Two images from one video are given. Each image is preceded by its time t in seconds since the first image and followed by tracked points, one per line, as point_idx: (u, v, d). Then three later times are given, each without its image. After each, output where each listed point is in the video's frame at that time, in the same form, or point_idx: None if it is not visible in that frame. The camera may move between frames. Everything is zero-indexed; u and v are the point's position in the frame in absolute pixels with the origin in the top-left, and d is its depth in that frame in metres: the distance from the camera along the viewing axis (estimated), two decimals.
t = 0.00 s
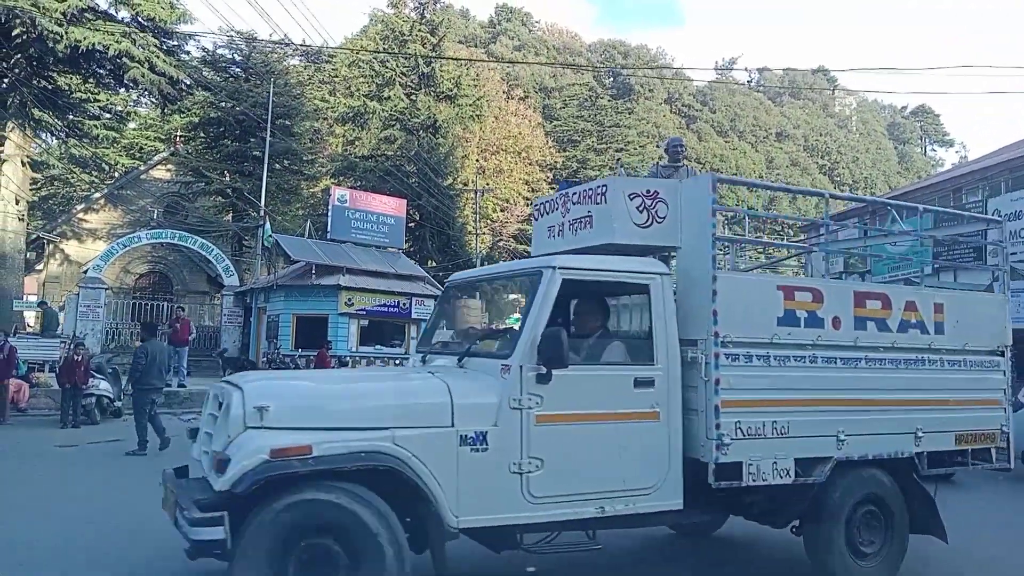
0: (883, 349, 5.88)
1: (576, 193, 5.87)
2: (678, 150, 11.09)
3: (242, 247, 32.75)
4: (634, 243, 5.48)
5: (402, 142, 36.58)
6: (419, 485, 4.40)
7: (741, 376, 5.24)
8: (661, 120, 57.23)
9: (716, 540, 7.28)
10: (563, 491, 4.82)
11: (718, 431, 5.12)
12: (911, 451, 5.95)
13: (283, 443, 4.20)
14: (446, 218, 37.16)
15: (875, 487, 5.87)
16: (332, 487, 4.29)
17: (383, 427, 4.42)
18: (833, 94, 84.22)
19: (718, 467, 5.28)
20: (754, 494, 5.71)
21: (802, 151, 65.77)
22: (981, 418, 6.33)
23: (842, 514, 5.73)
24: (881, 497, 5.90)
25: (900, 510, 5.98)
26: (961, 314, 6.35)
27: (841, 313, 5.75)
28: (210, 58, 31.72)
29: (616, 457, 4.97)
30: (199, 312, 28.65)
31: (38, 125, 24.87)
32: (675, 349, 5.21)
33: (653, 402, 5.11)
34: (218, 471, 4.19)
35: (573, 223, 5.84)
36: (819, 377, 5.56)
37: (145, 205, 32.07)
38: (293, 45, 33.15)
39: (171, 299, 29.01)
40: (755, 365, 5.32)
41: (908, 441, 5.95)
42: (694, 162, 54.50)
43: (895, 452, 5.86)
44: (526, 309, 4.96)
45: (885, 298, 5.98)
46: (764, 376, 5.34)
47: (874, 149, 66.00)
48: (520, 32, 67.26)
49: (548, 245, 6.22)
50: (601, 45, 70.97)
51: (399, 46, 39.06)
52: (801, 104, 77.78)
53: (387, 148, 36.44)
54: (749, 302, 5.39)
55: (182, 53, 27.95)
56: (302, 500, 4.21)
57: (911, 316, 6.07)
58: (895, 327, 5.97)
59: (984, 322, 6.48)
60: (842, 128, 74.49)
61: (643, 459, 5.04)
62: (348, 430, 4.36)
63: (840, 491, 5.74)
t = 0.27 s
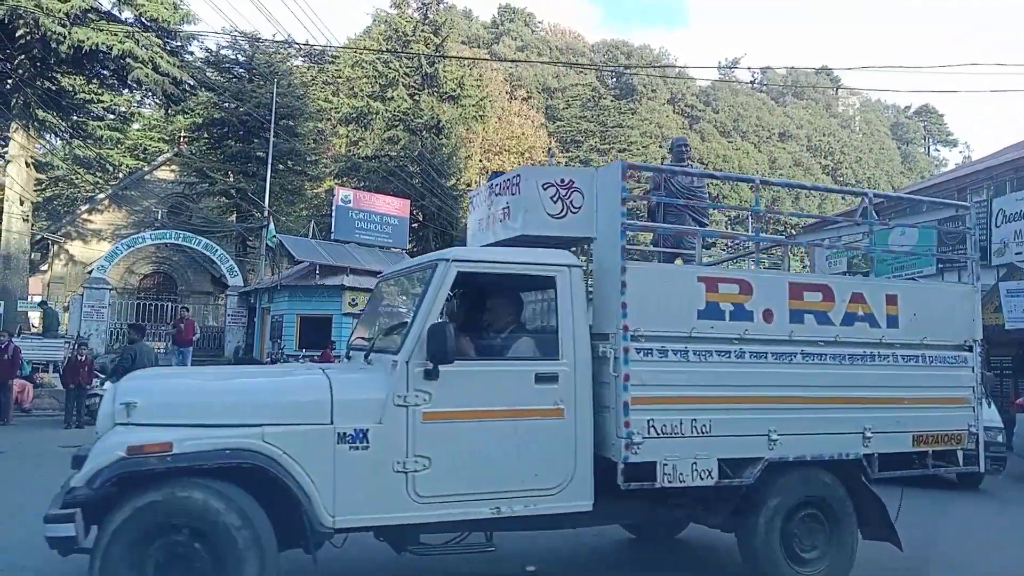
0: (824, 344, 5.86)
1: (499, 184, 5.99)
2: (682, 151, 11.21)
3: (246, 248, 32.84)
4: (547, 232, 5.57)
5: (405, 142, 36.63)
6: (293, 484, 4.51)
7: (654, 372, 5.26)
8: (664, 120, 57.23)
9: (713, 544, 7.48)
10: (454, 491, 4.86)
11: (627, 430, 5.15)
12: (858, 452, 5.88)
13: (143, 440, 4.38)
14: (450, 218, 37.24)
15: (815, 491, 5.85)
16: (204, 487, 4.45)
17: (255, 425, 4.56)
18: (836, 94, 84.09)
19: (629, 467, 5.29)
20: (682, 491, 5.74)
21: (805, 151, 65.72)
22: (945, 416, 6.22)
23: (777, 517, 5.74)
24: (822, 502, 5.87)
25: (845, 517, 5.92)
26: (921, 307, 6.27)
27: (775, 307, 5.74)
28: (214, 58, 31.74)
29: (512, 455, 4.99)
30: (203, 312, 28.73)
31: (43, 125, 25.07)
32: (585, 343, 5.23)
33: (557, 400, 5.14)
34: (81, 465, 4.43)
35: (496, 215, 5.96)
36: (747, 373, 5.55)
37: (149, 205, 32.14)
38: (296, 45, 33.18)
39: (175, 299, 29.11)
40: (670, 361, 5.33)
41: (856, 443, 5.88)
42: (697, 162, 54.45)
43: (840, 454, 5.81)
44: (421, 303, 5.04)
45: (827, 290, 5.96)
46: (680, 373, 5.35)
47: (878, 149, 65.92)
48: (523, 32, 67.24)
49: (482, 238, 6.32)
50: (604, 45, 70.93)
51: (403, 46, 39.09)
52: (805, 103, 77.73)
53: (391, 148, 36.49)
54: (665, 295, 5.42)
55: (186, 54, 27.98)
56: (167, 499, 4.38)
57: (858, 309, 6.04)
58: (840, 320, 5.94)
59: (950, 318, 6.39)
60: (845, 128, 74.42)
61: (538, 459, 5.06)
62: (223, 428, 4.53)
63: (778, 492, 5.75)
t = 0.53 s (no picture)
0: (743, 337, 5.83)
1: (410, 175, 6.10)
2: (684, 151, 11.29)
3: (248, 248, 32.83)
4: (448, 224, 5.67)
5: (407, 142, 36.61)
6: (152, 477, 4.69)
7: (549, 366, 5.28)
8: (666, 120, 57.17)
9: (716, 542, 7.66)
10: (328, 488, 4.97)
11: (520, 425, 5.21)
12: (783, 450, 5.84)
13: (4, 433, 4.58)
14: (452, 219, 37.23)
15: (738, 490, 5.81)
16: (59, 482, 4.62)
17: (116, 419, 4.74)
18: (838, 94, 83.97)
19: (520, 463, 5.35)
20: (641, 494, 5.76)
21: (807, 151, 65.64)
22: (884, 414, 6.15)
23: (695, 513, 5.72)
24: (747, 500, 5.83)
25: (769, 516, 5.87)
26: (856, 299, 6.21)
27: (689, 298, 5.73)
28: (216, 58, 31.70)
29: (389, 453, 5.09)
30: (205, 313, 28.73)
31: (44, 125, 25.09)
32: (480, 339, 5.32)
33: (448, 395, 5.23)
34: None
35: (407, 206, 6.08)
36: (659, 368, 5.53)
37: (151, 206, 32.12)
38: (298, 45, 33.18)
39: (177, 299, 29.10)
40: (566, 356, 5.34)
41: (783, 440, 5.84)
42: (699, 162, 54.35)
43: (762, 452, 5.78)
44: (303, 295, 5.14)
45: (748, 280, 5.93)
46: (579, 366, 5.36)
47: (880, 149, 65.83)
48: (525, 33, 67.15)
49: (399, 227, 6.44)
50: (606, 46, 70.82)
51: (404, 47, 39.08)
52: (807, 103, 77.67)
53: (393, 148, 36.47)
54: (570, 287, 5.45)
55: (188, 54, 27.88)
56: (14, 495, 4.54)
57: (784, 300, 6.01)
58: (762, 312, 5.91)
59: (891, 309, 6.30)
60: (847, 128, 74.32)
61: (415, 456, 5.14)
62: (82, 421, 4.71)
63: (697, 489, 5.75)
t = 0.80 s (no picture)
0: (649, 330, 5.88)
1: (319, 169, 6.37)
2: (686, 149, 11.22)
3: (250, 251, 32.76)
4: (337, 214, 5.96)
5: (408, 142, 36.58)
6: (11, 479, 5.01)
7: (432, 361, 5.44)
8: (667, 121, 57.12)
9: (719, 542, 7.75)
10: (188, 488, 5.22)
11: (401, 424, 5.37)
12: (692, 449, 5.88)
13: None
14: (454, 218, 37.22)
15: (641, 490, 5.87)
16: None
17: None
18: (839, 95, 83.88)
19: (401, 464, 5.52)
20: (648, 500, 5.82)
21: (808, 151, 65.59)
22: (808, 410, 6.16)
23: (597, 511, 5.78)
24: (649, 500, 5.89)
25: (672, 517, 5.93)
26: (775, 290, 6.22)
27: (587, 292, 5.82)
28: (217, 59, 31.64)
29: (253, 454, 5.30)
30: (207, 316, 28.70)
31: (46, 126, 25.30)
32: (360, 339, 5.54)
33: (325, 393, 5.44)
34: None
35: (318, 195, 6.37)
36: (555, 361, 5.65)
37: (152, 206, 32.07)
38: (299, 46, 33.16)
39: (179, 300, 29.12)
40: (450, 350, 5.49)
41: (691, 438, 5.88)
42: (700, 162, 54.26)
43: (668, 450, 5.83)
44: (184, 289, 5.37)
45: (653, 272, 5.99)
46: (466, 362, 5.51)
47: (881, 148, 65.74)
48: (525, 33, 67.15)
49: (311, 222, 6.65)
50: (607, 46, 70.76)
51: (405, 47, 39.10)
52: (807, 103, 77.67)
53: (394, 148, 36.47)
54: (460, 280, 5.59)
55: (188, 53, 27.81)
56: None
57: (693, 292, 6.06)
58: (668, 304, 5.97)
59: (815, 301, 6.30)
60: (848, 128, 74.27)
61: (289, 456, 5.35)
62: None
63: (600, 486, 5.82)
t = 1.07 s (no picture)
0: (541, 326, 5.94)
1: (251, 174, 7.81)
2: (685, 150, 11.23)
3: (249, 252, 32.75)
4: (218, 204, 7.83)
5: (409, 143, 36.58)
6: None
7: (305, 361, 5.57)
8: (668, 121, 57.10)
9: (722, 542, 7.81)
10: (55, 487, 5.41)
11: (270, 423, 5.50)
12: (588, 450, 5.93)
13: None
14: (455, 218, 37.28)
15: (536, 492, 5.91)
16: None
17: None
18: (839, 95, 83.88)
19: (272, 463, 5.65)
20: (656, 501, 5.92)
21: (808, 151, 65.58)
22: (711, 409, 6.18)
23: (488, 512, 5.84)
24: (542, 502, 5.92)
25: (563, 517, 5.96)
26: (679, 284, 6.23)
27: (477, 288, 5.90)
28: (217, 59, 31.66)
29: (125, 452, 5.48)
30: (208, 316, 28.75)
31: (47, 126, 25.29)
32: (235, 340, 5.68)
33: (197, 392, 5.58)
34: None
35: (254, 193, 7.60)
36: (435, 358, 5.75)
37: (153, 207, 32.10)
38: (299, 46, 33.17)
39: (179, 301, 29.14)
40: (328, 348, 5.61)
41: (587, 439, 5.94)
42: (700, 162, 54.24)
43: (561, 451, 5.89)
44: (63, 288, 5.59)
45: (548, 267, 6.04)
46: (343, 361, 5.63)
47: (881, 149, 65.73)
48: (526, 34, 67.12)
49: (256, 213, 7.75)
50: (607, 46, 70.74)
51: (405, 48, 39.10)
52: (807, 103, 77.66)
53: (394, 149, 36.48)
54: (339, 280, 5.69)
55: (188, 54, 27.77)
56: None
57: (590, 286, 6.09)
58: (562, 299, 6.01)
59: (723, 296, 6.29)
60: (848, 128, 74.23)
61: (158, 454, 5.51)
62: None
63: (493, 487, 5.88)
